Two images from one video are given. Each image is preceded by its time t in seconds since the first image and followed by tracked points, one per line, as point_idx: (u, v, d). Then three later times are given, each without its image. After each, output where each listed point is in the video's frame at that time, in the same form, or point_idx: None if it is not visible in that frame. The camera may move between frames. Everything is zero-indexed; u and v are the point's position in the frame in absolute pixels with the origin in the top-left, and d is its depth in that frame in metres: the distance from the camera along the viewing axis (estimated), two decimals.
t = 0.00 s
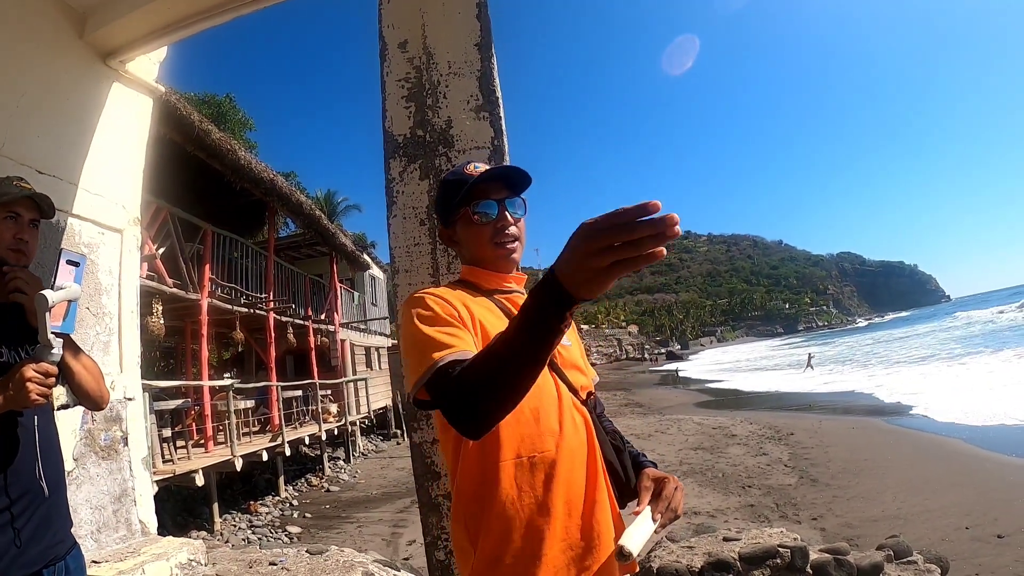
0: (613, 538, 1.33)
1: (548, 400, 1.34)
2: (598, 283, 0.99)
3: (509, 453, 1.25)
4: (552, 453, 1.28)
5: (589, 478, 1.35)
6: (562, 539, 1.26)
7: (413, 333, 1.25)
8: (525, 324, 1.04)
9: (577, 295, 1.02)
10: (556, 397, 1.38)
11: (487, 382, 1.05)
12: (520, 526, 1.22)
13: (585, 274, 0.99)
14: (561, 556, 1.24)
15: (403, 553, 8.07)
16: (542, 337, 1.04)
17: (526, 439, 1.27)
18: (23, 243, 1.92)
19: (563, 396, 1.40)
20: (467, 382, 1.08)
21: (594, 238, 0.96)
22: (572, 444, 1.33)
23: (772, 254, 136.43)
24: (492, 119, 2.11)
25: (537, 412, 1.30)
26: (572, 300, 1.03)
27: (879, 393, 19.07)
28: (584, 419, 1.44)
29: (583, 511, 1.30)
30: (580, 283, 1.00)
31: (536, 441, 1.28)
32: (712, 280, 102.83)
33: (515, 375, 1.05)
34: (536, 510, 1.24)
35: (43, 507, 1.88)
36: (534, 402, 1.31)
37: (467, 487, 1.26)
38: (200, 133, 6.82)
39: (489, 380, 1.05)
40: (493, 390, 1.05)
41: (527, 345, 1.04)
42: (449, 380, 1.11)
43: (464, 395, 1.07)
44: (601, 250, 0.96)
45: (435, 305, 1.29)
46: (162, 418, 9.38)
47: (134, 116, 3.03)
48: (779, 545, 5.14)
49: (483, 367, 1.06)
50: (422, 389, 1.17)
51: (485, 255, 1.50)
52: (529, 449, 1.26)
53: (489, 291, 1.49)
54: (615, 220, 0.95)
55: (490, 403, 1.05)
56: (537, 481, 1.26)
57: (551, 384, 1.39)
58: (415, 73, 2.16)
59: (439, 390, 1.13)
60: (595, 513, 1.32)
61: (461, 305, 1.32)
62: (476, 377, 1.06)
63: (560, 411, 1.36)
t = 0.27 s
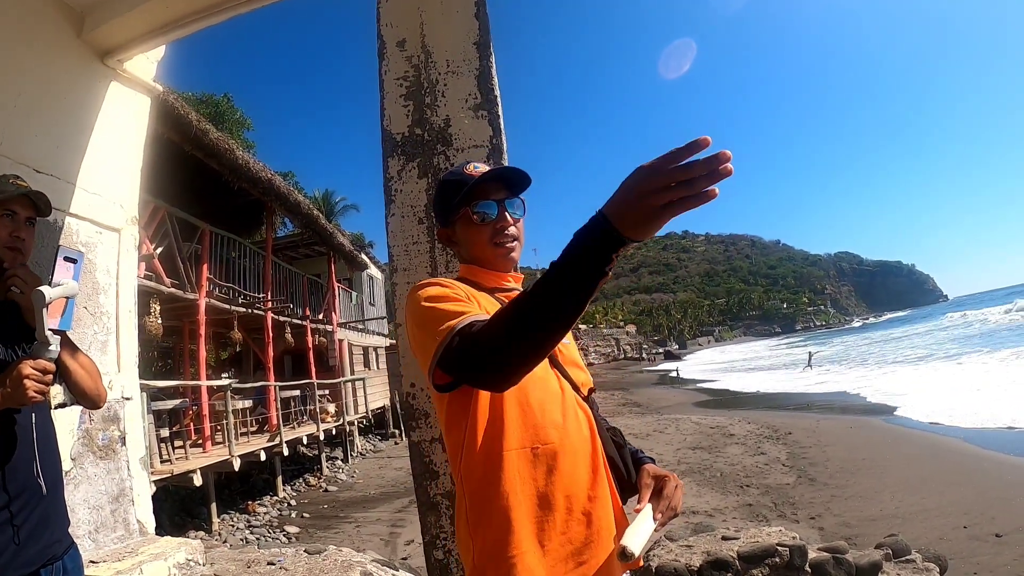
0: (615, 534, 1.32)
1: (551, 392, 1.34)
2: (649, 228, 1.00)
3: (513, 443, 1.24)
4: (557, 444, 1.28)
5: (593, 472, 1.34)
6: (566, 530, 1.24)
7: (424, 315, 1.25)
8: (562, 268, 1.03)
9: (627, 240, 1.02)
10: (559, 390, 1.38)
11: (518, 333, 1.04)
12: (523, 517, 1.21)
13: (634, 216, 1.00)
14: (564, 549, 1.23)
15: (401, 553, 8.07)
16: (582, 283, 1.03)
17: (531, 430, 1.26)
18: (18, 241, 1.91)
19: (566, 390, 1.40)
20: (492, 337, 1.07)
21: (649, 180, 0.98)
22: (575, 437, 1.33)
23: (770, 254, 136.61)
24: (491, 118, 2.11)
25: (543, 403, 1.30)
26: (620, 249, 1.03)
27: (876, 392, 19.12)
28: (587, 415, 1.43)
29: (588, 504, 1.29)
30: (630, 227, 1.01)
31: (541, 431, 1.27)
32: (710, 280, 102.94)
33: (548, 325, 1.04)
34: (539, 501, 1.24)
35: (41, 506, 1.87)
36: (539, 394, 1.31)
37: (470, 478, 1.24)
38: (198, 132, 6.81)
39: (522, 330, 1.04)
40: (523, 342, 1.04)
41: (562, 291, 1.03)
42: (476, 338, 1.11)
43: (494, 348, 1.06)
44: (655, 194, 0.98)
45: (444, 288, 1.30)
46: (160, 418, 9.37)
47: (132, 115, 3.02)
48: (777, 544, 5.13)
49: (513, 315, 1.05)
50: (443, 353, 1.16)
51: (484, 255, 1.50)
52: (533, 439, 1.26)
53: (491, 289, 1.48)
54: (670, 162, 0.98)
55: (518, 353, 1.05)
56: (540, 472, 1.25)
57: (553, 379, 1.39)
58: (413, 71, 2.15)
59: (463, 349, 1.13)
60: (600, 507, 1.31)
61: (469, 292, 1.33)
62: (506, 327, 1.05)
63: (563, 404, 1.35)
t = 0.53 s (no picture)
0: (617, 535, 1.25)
1: (550, 386, 1.31)
2: (684, 192, 1.02)
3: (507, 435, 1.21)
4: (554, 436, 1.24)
5: (595, 470, 1.29)
6: (563, 526, 1.19)
7: (425, 302, 1.24)
8: (589, 230, 1.03)
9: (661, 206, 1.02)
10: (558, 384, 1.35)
11: (538, 296, 1.03)
12: (516, 510, 1.18)
13: (670, 181, 1.01)
14: (560, 546, 1.18)
15: (399, 553, 8.06)
16: (607, 246, 1.01)
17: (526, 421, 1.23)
18: (17, 240, 1.89)
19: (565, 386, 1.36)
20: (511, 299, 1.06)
21: (686, 147, 1.01)
22: (575, 430, 1.28)
23: (767, 255, 136.85)
24: (490, 117, 2.10)
25: (539, 395, 1.26)
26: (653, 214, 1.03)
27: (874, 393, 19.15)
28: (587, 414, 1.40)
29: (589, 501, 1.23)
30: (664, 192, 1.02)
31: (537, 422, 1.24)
32: (708, 280, 103.06)
33: (572, 289, 1.03)
34: (534, 494, 1.20)
35: (37, 507, 1.86)
36: (535, 385, 1.27)
37: (463, 470, 1.21)
38: (196, 131, 6.79)
39: (545, 293, 1.03)
40: (545, 306, 1.03)
41: (587, 252, 1.01)
42: (495, 305, 1.08)
43: (513, 313, 1.05)
44: (692, 159, 1.00)
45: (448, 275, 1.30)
46: (157, 418, 9.34)
47: (130, 114, 3.01)
48: (775, 544, 5.14)
49: (535, 278, 1.04)
50: (456, 326, 1.14)
51: (481, 255, 1.49)
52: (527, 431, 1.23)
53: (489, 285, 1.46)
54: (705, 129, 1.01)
55: (538, 316, 1.04)
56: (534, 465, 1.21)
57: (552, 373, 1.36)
58: (412, 71, 2.15)
59: (478, 319, 1.10)
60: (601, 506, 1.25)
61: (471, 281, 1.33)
62: (527, 290, 1.04)
63: (562, 398, 1.31)
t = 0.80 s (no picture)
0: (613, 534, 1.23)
1: (547, 384, 1.30)
2: (698, 166, 1.05)
3: (500, 429, 1.21)
4: (549, 432, 1.23)
5: (591, 468, 1.27)
6: (557, 522, 1.18)
7: (426, 292, 1.25)
8: (602, 204, 1.04)
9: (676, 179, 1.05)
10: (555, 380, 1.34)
11: (553, 265, 1.04)
12: (511, 504, 1.17)
13: (686, 150, 1.03)
14: (553, 542, 1.16)
15: (395, 555, 8.05)
16: (618, 217, 1.03)
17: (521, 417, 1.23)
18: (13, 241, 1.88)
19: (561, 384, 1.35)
20: (519, 267, 1.06)
21: (701, 117, 1.03)
22: (571, 426, 1.27)
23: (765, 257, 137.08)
24: (487, 119, 2.10)
25: (535, 391, 1.26)
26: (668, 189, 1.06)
27: (870, 395, 19.20)
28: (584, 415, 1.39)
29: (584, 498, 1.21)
30: (680, 163, 1.03)
31: (532, 419, 1.23)
32: (705, 283, 103.24)
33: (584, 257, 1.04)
34: (529, 491, 1.18)
35: (30, 508, 1.85)
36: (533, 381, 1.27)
37: (462, 466, 1.22)
38: (193, 131, 6.77)
39: (557, 262, 1.03)
40: (556, 275, 1.04)
41: (605, 223, 1.03)
42: (507, 275, 1.07)
43: (521, 282, 1.05)
44: (706, 129, 1.03)
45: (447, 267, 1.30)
46: (153, 419, 9.31)
47: (128, 114, 3.01)
48: (772, 546, 5.14)
49: (545, 249, 1.04)
50: (464, 304, 1.13)
51: (477, 257, 1.48)
52: (523, 426, 1.22)
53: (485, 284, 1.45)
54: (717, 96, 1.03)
55: (548, 284, 1.04)
56: (529, 459, 1.20)
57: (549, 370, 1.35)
58: (409, 72, 2.15)
59: (487, 293, 1.09)
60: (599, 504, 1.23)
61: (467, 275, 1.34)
62: (541, 258, 1.04)
63: (559, 397, 1.31)
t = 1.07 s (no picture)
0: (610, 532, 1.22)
1: (547, 384, 1.29)
2: (664, 98, 1.05)
3: (501, 426, 1.21)
4: (549, 429, 1.22)
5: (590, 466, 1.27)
6: (555, 519, 1.18)
7: (423, 283, 1.25)
8: (571, 155, 1.05)
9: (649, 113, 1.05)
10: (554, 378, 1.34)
11: (537, 221, 1.03)
12: (511, 501, 1.17)
13: (648, 81, 1.03)
14: (551, 539, 1.16)
15: (391, 556, 8.03)
16: (590, 160, 1.03)
17: (521, 414, 1.23)
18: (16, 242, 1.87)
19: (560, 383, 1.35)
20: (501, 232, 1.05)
21: (654, 46, 1.04)
22: (570, 423, 1.27)
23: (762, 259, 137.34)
24: (483, 120, 2.10)
25: (534, 389, 1.25)
26: (642, 126, 1.06)
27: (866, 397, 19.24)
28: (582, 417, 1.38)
29: (583, 496, 1.21)
30: (644, 94, 1.04)
31: (532, 415, 1.23)
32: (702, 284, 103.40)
33: (565, 208, 1.03)
34: (529, 489, 1.18)
35: (23, 509, 1.84)
36: (533, 379, 1.27)
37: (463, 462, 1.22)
38: (190, 131, 6.76)
39: (542, 216, 1.03)
40: (537, 231, 1.03)
41: (582, 169, 1.03)
42: (492, 244, 1.06)
43: (505, 243, 1.04)
44: (664, 57, 1.03)
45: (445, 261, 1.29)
46: (149, 419, 9.29)
47: (124, 114, 2.99)
48: (768, 548, 5.15)
49: (523, 208, 1.04)
50: (456, 285, 1.12)
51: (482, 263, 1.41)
52: (523, 423, 1.22)
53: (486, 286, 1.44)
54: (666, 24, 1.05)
55: (532, 242, 1.03)
56: (529, 456, 1.20)
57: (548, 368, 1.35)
58: (405, 73, 2.14)
59: (476, 267, 1.08)
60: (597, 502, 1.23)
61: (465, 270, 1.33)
62: (524, 217, 1.03)
63: (559, 396, 1.30)
